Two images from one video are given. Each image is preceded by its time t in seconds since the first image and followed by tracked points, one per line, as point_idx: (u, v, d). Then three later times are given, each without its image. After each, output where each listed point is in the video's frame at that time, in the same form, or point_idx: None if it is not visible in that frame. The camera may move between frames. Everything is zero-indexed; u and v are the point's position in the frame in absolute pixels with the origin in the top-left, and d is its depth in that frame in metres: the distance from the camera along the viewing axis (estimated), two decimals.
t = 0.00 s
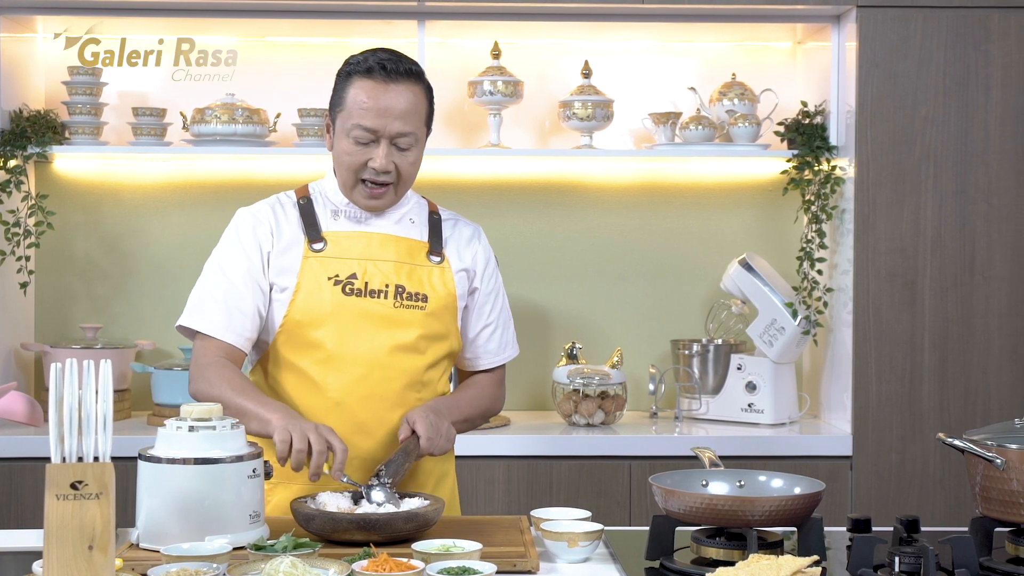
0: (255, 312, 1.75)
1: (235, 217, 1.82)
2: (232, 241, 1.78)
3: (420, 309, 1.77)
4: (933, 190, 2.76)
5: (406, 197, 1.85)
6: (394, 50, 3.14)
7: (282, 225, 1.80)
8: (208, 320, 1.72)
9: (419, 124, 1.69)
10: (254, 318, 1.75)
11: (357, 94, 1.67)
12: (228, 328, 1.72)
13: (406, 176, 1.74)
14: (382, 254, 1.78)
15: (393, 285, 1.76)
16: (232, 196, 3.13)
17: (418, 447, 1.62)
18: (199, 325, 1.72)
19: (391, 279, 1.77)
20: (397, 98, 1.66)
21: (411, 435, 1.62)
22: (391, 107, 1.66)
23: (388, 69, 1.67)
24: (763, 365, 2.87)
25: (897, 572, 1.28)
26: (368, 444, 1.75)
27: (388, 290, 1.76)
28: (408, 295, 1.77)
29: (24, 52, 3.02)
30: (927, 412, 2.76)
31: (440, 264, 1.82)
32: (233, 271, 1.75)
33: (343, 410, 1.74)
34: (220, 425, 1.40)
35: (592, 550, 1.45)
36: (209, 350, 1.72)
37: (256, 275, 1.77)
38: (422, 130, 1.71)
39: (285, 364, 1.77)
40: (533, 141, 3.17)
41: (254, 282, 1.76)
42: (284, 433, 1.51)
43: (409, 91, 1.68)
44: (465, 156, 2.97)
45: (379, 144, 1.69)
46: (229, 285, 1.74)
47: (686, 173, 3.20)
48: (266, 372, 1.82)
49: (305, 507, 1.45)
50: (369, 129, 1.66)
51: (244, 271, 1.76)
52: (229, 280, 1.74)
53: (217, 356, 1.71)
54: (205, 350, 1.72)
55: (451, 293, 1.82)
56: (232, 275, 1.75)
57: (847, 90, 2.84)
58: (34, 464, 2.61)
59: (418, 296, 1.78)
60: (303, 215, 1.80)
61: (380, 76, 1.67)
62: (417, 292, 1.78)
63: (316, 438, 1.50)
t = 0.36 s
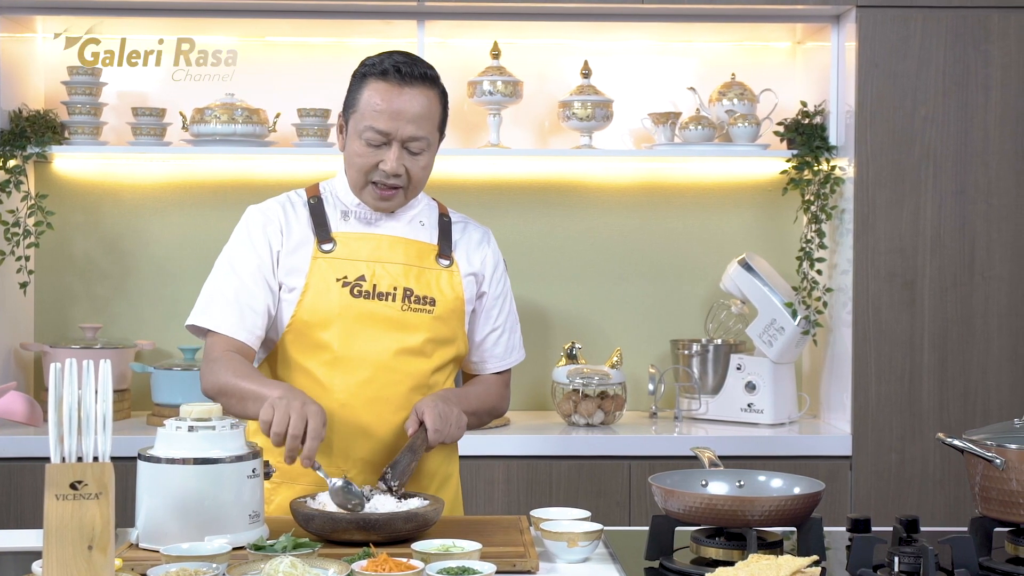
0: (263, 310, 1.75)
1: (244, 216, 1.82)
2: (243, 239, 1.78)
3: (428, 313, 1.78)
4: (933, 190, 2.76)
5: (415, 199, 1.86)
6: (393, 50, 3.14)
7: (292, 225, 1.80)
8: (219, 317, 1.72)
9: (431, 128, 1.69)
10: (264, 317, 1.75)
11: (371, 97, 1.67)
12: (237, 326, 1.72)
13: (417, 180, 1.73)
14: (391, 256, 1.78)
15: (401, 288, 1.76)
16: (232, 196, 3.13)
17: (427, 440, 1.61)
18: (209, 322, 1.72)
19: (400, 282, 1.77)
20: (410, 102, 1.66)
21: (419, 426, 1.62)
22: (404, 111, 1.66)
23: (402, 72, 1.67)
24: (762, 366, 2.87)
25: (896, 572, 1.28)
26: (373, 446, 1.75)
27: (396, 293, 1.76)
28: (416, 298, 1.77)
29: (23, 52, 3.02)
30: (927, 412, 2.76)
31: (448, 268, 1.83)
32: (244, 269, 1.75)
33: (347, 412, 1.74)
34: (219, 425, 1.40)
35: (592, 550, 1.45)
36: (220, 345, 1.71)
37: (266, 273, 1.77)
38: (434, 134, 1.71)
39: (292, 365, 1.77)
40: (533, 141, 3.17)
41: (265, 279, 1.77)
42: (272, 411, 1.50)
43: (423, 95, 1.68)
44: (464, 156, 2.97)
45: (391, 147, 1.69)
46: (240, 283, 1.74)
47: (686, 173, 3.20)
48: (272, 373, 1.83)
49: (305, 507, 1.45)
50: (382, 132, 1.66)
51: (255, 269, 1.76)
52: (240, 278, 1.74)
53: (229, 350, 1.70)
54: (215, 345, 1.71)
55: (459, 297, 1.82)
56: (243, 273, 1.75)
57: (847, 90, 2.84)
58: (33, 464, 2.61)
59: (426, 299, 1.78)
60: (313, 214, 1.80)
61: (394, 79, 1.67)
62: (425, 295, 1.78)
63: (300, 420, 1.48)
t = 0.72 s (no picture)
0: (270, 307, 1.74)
1: (248, 213, 1.81)
2: (250, 237, 1.76)
3: (433, 316, 1.78)
4: (932, 190, 2.76)
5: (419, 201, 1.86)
6: (392, 50, 3.14)
7: (297, 224, 1.80)
8: (225, 313, 1.69)
9: (440, 131, 1.69)
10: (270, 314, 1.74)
11: (381, 97, 1.67)
12: (246, 321, 1.70)
13: (422, 182, 1.73)
14: (397, 259, 1.78)
15: (407, 291, 1.77)
16: (231, 196, 3.14)
17: (427, 442, 1.60)
18: (215, 318, 1.69)
19: (405, 284, 1.77)
20: (420, 104, 1.66)
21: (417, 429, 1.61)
22: (413, 113, 1.66)
23: (413, 74, 1.67)
24: (762, 365, 2.87)
25: (895, 572, 1.28)
26: (376, 447, 1.76)
27: (402, 295, 1.76)
28: (421, 301, 1.78)
29: (22, 52, 3.02)
30: (926, 412, 2.76)
31: (452, 270, 1.83)
32: (251, 267, 1.73)
33: (351, 413, 1.74)
34: (218, 425, 1.40)
35: (591, 550, 1.45)
36: (225, 339, 1.68)
37: (272, 270, 1.75)
38: (443, 137, 1.71)
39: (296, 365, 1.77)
40: (532, 141, 3.17)
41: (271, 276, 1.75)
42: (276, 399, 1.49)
43: (433, 98, 1.68)
44: (463, 156, 2.97)
45: (399, 149, 1.69)
46: (248, 280, 1.72)
47: (685, 173, 3.20)
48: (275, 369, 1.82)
49: (304, 506, 1.45)
50: (390, 132, 1.66)
51: (261, 266, 1.74)
52: (247, 275, 1.72)
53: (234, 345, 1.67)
54: (220, 340, 1.68)
55: (463, 298, 1.83)
56: (251, 271, 1.73)
57: (846, 90, 2.84)
58: (32, 463, 2.61)
59: (431, 302, 1.79)
60: (318, 214, 1.80)
61: (404, 81, 1.67)
62: (430, 298, 1.79)
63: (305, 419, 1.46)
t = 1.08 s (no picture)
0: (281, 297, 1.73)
1: (250, 210, 1.79)
2: (255, 232, 1.75)
3: (432, 317, 1.79)
4: (930, 191, 2.76)
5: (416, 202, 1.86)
6: (391, 50, 3.14)
7: (299, 224, 1.79)
8: (240, 303, 1.66)
9: (438, 132, 1.69)
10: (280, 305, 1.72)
11: (379, 99, 1.66)
12: (263, 309, 1.68)
13: (421, 182, 1.73)
14: (396, 260, 1.78)
15: (406, 292, 1.77)
16: (230, 196, 3.14)
17: (422, 451, 1.60)
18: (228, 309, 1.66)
19: (404, 285, 1.77)
20: (418, 105, 1.65)
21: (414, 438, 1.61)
22: (412, 114, 1.65)
23: (411, 75, 1.67)
24: (761, 365, 2.87)
25: (895, 572, 1.28)
26: (375, 447, 1.77)
27: (401, 296, 1.76)
28: (420, 302, 1.78)
29: (21, 52, 3.02)
30: (924, 412, 2.76)
31: (449, 271, 1.83)
32: (260, 258, 1.73)
33: (350, 414, 1.75)
34: (217, 425, 1.40)
35: (590, 550, 1.44)
36: (239, 330, 1.64)
37: (280, 263, 1.75)
38: (441, 138, 1.71)
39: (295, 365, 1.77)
40: (532, 141, 3.17)
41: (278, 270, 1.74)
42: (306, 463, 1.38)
43: (431, 99, 1.67)
44: (463, 156, 2.96)
45: (397, 150, 1.69)
46: (260, 270, 1.71)
47: (684, 173, 3.20)
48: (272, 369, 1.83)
49: (303, 506, 1.45)
50: (388, 135, 1.66)
51: (271, 257, 1.73)
52: (258, 266, 1.71)
53: (247, 337, 1.62)
54: (235, 331, 1.63)
55: (461, 300, 1.83)
56: (261, 262, 1.72)
57: (845, 90, 2.84)
58: (31, 463, 2.61)
59: (430, 303, 1.79)
60: (318, 215, 1.79)
61: (402, 82, 1.66)
62: (428, 299, 1.79)
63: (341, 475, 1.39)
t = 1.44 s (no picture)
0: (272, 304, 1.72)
1: (247, 213, 1.80)
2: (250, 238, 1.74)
3: (431, 314, 1.79)
4: (930, 191, 2.76)
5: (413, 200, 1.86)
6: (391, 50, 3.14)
7: (297, 226, 1.79)
8: (225, 310, 1.67)
9: (434, 130, 1.69)
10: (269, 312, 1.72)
11: (374, 98, 1.66)
12: (247, 318, 1.68)
13: (418, 180, 1.74)
14: (396, 259, 1.78)
15: (406, 290, 1.77)
16: (229, 196, 3.14)
17: (422, 446, 1.61)
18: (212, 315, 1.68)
19: (404, 283, 1.77)
20: (413, 104, 1.66)
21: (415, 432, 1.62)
22: (407, 113, 1.66)
23: (405, 73, 1.67)
24: (761, 365, 2.87)
25: (895, 572, 1.28)
26: (379, 446, 1.76)
27: (401, 294, 1.77)
28: (420, 300, 1.78)
29: (21, 52, 3.02)
30: (924, 412, 2.76)
31: (448, 269, 1.84)
32: (251, 263, 1.72)
33: (356, 414, 1.74)
34: (217, 425, 1.40)
35: (590, 550, 1.44)
36: (221, 338, 1.66)
37: (273, 268, 1.74)
38: (437, 136, 1.71)
39: (297, 366, 1.76)
40: (531, 141, 3.17)
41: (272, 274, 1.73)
42: (305, 433, 1.45)
43: (426, 97, 1.67)
44: (463, 156, 2.96)
45: (393, 149, 1.69)
46: (251, 278, 1.71)
47: (684, 173, 3.20)
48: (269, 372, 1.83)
49: (303, 506, 1.45)
50: (384, 133, 1.66)
51: (262, 262, 1.73)
52: (247, 272, 1.71)
53: (231, 343, 1.65)
54: (218, 338, 1.66)
55: (461, 297, 1.84)
56: (252, 269, 1.72)
57: (845, 89, 2.84)
58: (31, 463, 2.61)
59: (429, 301, 1.79)
60: (315, 215, 1.79)
61: (397, 80, 1.67)
62: (428, 297, 1.79)
63: (343, 442, 1.46)
